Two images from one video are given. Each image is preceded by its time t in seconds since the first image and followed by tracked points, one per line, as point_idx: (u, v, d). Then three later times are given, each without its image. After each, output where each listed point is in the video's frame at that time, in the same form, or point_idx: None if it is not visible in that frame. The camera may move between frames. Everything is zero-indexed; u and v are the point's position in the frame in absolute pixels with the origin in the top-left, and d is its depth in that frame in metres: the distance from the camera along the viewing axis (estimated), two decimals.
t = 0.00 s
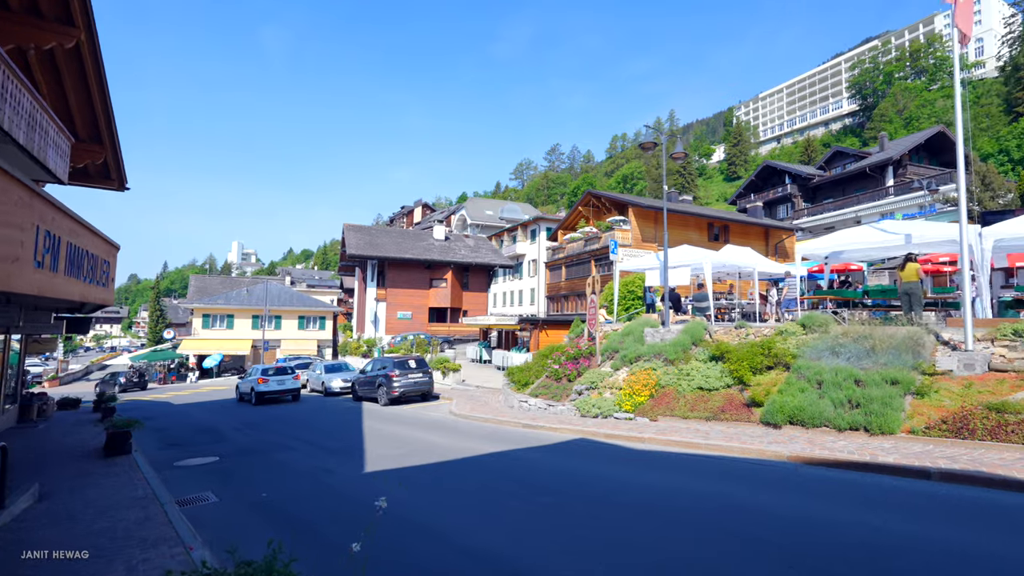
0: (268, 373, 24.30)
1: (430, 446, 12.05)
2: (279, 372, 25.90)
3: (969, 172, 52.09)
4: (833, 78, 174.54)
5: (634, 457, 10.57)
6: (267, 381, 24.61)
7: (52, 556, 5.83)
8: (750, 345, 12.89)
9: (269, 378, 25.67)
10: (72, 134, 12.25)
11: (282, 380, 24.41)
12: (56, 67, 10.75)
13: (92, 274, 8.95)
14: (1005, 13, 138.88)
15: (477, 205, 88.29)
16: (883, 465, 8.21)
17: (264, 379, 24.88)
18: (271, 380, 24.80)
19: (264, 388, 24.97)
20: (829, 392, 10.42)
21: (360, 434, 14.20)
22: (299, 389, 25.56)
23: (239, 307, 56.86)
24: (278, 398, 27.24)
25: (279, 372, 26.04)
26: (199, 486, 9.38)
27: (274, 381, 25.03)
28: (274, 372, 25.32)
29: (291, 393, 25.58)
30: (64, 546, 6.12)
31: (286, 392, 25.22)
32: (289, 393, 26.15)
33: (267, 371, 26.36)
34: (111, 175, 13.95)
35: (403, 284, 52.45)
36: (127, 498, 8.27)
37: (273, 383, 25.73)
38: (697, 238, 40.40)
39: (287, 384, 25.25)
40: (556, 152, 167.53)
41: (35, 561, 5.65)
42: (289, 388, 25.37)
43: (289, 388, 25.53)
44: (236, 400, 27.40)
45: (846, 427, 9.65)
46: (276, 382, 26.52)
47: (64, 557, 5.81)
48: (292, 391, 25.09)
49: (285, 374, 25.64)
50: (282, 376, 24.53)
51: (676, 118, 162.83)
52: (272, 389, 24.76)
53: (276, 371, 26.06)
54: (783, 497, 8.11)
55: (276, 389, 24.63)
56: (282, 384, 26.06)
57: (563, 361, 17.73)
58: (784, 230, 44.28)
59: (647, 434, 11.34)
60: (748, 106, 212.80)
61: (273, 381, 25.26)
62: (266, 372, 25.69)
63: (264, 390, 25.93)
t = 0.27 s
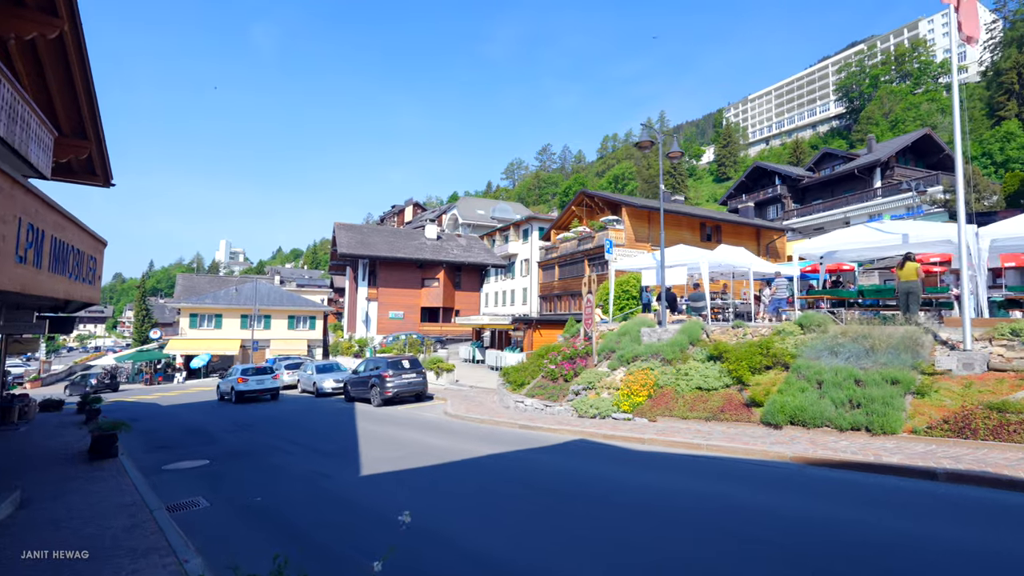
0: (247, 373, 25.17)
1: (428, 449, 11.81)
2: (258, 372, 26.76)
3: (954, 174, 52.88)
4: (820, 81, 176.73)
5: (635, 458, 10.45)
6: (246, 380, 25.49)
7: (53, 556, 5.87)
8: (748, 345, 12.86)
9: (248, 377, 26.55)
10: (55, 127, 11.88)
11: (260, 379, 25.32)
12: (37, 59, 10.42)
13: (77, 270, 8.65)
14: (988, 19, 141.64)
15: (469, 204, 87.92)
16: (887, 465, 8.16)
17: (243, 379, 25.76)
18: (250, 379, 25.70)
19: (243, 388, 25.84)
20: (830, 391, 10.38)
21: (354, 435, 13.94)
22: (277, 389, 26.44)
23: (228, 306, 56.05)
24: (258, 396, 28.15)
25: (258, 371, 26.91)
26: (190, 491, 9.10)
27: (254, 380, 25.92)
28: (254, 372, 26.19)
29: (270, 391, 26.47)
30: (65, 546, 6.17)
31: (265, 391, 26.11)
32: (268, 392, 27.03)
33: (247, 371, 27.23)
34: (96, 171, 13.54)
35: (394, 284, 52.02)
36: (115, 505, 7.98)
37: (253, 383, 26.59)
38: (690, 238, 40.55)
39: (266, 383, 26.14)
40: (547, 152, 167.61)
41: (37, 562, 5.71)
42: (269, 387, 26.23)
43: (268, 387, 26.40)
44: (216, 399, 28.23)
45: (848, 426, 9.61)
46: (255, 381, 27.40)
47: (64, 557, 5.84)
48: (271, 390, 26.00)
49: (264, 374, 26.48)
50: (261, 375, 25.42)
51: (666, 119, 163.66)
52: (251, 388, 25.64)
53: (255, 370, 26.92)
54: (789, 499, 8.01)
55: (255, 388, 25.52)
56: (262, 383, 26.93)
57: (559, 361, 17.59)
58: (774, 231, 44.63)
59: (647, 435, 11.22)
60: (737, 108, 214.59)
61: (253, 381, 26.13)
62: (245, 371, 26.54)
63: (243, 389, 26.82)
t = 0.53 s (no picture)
0: (228, 372, 26.03)
1: (426, 450, 11.61)
2: (240, 372, 27.58)
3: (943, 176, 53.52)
4: (810, 84, 178.44)
5: (637, 458, 10.33)
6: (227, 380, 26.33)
7: (52, 556, 5.91)
8: (748, 344, 12.82)
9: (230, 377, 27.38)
10: (41, 121, 11.55)
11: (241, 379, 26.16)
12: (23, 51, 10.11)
13: (69, 266, 8.39)
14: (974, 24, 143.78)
15: (462, 203, 87.60)
16: (893, 465, 8.10)
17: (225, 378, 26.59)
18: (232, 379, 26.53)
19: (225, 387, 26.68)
20: (832, 391, 10.34)
21: (350, 437, 13.71)
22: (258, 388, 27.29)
23: (217, 305, 55.35)
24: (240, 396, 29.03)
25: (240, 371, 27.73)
26: (182, 494, 8.86)
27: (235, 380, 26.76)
28: (235, 371, 27.05)
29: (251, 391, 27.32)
30: (65, 546, 6.21)
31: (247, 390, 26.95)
32: (249, 392, 27.86)
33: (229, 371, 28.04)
34: (83, 167, 13.19)
35: (387, 283, 51.65)
36: (105, 509, 7.75)
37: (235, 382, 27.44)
38: (684, 238, 40.69)
39: (247, 382, 26.98)
40: (540, 152, 167.66)
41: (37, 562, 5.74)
42: (250, 387, 27.07)
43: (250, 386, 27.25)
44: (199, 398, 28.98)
45: (851, 426, 9.56)
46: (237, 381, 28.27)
47: (65, 557, 5.89)
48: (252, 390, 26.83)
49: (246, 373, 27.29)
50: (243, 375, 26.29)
51: (658, 120, 164.34)
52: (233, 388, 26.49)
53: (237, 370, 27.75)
54: (794, 499, 7.93)
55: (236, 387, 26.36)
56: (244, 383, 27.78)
57: (557, 361, 17.47)
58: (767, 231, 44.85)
59: (649, 435, 11.11)
60: (728, 109, 216.00)
61: (234, 380, 26.97)
62: (227, 371, 27.38)
63: (225, 388, 27.65)
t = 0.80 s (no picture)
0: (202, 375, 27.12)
1: (420, 452, 11.40)
2: (214, 372, 28.64)
3: (922, 180, 54.70)
4: (794, 88, 181.28)
5: (634, 460, 10.24)
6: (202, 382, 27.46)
7: (52, 556, 5.97)
8: (742, 344, 12.87)
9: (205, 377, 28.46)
10: (19, 114, 11.08)
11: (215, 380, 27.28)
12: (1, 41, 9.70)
13: (51, 261, 8.03)
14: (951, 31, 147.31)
15: (451, 203, 87.14)
16: (890, 464, 8.11)
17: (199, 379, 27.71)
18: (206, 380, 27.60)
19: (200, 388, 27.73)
20: (827, 390, 10.37)
21: (340, 439, 13.42)
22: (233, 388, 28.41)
23: (201, 305, 54.26)
24: (215, 395, 30.19)
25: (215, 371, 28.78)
26: (169, 500, 8.57)
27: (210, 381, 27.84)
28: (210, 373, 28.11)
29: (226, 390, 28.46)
30: (65, 546, 6.27)
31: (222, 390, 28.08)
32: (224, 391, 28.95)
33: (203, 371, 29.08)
34: (63, 162, 12.73)
35: (375, 283, 51.13)
36: (87, 516, 7.44)
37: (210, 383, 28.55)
38: (673, 239, 41.03)
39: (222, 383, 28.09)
40: (528, 152, 167.79)
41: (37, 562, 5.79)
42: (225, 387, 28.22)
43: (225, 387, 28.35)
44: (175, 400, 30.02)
45: (847, 426, 9.60)
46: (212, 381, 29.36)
47: (64, 557, 5.93)
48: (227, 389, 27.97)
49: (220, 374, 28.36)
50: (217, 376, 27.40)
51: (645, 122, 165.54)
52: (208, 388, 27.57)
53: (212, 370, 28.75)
54: (795, 499, 7.90)
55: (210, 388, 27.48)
56: (218, 382, 28.83)
57: (550, 361, 17.36)
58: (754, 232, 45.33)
59: (646, 435, 11.02)
60: (714, 112, 218.45)
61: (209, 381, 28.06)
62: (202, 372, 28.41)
63: (201, 389, 28.70)
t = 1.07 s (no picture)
0: (171, 376, 28.13)
1: (410, 455, 11.16)
2: (183, 374, 29.60)
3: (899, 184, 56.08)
4: (774, 93, 184.73)
5: (627, 460, 10.18)
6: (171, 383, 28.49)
7: (52, 556, 6.01)
8: (732, 343, 12.93)
9: (174, 379, 29.43)
10: None
11: (184, 381, 28.38)
12: None
13: (23, 255, 7.61)
14: (924, 40, 151.74)
15: (437, 203, 86.56)
16: (882, 462, 8.16)
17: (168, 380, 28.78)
18: (175, 381, 28.67)
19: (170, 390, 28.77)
20: (818, 389, 10.45)
21: (327, 441, 13.10)
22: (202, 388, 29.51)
23: (180, 305, 52.95)
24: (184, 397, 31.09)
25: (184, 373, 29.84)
26: (151, 506, 8.26)
27: (179, 382, 28.91)
28: (179, 374, 29.14)
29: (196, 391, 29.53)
30: (65, 546, 6.31)
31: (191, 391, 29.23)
32: (194, 392, 29.96)
33: (172, 373, 30.03)
34: (35, 156, 12.22)
35: (360, 283, 50.46)
36: (63, 525, 7.11)
37: (179, 384, 29.54)
38: (660, 240, 41.36)
39: (191, 384, 29.27)
40: (514, 153, 167.81)
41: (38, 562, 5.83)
42: (194, 388, 29.31)
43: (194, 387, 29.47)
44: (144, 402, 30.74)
45: (838, 424, 9.66)
46: (181, 382, 30.26)
47: (65, 557, 5.98)
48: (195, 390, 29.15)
49: (189, 375, 29.37)
50: (186, 377, 28.47)
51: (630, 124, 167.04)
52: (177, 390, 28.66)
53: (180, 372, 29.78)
54: (790, 498, 7.91)
55: (179, 389, 28.56)
56: (188, 384, 29.80)
57: (540, 362, 17.25)
58: (738, 234, 45.92)
59: (639, 435, 10.97)
60: (697, 115, 221.12)
61: (178, 383, 29.10)
62: (171, 374, 29.34)
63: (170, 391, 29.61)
